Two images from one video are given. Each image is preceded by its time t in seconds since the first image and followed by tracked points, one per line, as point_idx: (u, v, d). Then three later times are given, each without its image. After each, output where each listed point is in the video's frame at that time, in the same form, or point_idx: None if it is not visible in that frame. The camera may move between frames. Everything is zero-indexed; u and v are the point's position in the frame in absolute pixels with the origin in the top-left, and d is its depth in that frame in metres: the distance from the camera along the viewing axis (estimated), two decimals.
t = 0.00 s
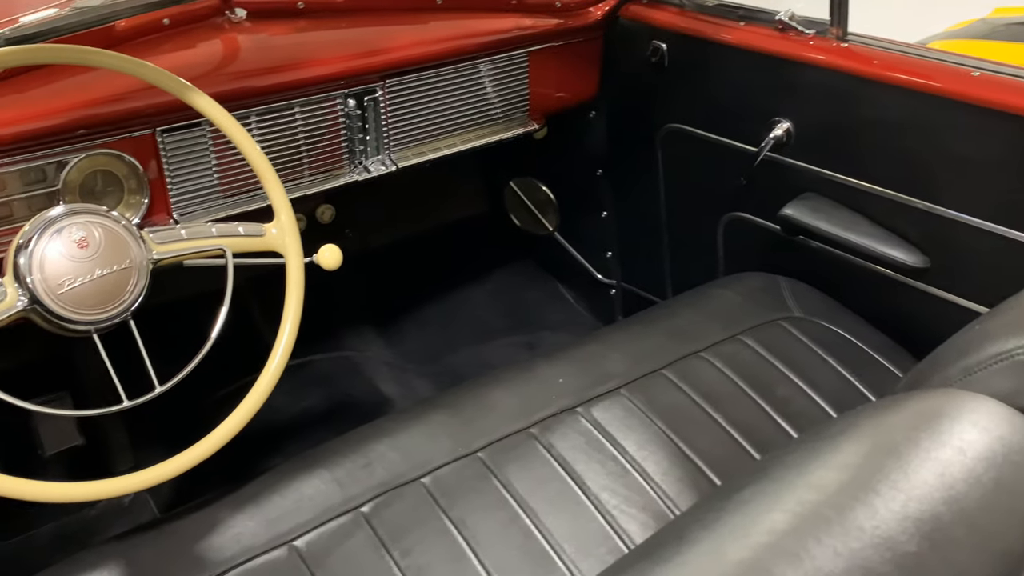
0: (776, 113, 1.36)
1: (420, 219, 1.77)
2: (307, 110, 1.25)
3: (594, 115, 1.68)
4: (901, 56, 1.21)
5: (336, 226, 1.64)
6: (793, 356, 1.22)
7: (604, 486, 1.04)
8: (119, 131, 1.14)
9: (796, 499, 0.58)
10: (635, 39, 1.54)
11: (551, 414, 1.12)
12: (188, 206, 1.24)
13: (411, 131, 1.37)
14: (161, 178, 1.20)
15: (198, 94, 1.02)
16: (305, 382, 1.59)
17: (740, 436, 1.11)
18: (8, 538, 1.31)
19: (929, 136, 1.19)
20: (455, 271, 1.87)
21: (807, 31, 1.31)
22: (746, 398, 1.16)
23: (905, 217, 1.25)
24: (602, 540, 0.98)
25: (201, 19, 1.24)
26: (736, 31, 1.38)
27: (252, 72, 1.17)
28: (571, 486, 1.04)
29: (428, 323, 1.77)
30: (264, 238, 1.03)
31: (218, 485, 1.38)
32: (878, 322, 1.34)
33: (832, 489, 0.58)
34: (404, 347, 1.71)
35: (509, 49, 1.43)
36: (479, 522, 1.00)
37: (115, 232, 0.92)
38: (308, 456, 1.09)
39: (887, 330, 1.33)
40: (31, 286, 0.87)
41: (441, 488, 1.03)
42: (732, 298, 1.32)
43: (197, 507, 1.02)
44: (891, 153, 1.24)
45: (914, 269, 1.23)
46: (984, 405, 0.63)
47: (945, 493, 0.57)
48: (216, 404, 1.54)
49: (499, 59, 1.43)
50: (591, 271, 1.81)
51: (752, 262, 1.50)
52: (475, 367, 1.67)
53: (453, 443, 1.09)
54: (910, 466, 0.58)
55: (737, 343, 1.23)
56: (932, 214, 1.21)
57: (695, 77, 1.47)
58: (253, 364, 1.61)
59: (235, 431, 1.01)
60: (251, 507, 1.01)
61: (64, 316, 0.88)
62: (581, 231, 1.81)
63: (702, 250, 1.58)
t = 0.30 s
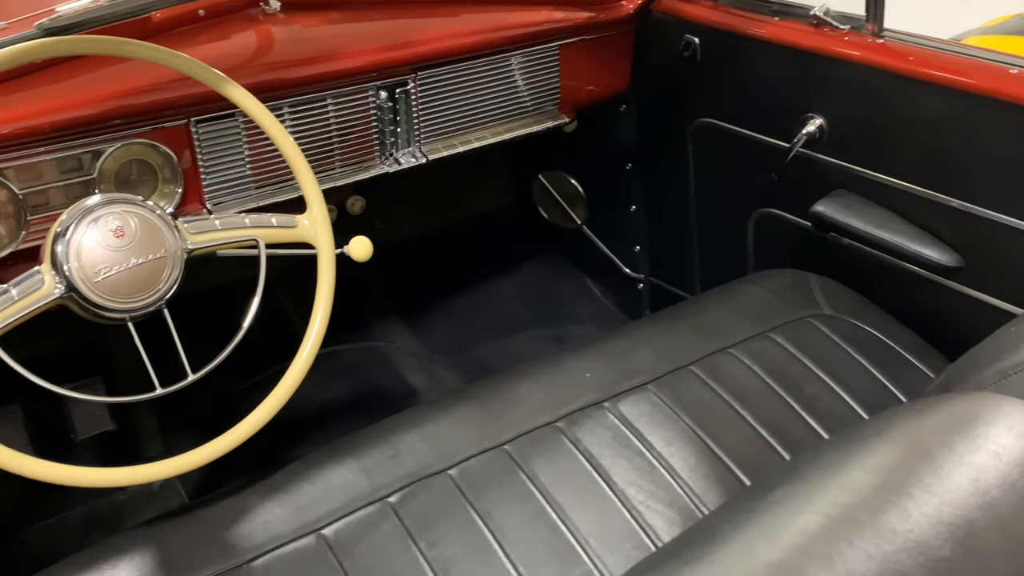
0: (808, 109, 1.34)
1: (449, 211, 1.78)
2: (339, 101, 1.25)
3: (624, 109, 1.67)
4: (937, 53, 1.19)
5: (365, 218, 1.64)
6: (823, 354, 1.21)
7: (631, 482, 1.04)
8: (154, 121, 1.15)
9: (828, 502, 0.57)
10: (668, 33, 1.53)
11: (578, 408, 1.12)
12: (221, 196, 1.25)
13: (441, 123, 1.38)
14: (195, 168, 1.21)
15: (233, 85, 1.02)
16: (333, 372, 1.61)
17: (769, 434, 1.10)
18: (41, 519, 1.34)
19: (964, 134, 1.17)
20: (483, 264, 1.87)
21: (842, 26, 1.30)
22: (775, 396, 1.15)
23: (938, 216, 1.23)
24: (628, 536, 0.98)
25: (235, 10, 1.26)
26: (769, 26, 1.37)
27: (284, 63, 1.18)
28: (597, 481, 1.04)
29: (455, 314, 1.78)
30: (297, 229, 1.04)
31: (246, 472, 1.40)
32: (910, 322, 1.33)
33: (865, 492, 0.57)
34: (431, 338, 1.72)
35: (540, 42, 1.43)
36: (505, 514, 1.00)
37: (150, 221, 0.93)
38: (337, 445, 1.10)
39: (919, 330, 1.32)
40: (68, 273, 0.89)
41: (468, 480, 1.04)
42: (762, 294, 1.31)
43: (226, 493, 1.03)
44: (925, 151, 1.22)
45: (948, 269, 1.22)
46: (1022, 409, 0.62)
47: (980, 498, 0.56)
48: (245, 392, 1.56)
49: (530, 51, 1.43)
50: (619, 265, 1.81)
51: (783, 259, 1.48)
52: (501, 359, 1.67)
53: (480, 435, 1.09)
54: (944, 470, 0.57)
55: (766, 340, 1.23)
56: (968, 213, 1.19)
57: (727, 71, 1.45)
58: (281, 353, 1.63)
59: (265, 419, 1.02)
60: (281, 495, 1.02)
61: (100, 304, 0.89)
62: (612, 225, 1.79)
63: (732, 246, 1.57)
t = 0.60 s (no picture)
0: (838, 106, 1.33)
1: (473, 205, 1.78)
2: (368, 95, 1.26)
3: (652, 105, 1.67)
4: (971, 51, 1.18)
5: (392, 211, 1.65)
6: (851, 354, 1.20)
7: (655, 478, 1.04)
8: (185, 113, 1.16)
9: (863, 502, 0.57)
10: (696, 28, 1.52)
11: (603, 404, 1.12)
12: (251, 188, 1.27)
13: (469, 118, 1.38)
14: (226, 160, 1.23)
15: (267, 80, 1.03)
16: (358, 363, 1.62)
17: (795, 432, 1.10)
18: (70, 505, 1.36)
19: (998, 133, 1.15)
20: (507, 258, 1.88)
21: (874, 23, 1.29)
22: (801, 394, 1.14)
23: (969, 215, 1.21)
24: (652, 532, 0.98)
25: (265, 4, 1.26)
26: (799, 22, 1.36)
27: (313, 57, 1.18)
28: (622, 477, 1.04)
29: (478, 308, 1.78)
30: (327, 222, 1.05)
31: (271, 462, 1.41)
32: (938, 322, 1.31)
33: (900, 492, 0.57)
34: (454, 331, 1.73)
35: (568, 37, 1.43)
36: (529, 508, 1.01)
37: (183, 212, 0.94)
38: (362, 437, 1.10)
39: (947, 330, 1.31)
40: (102, 263, 0.90)
41: (492, 474, 1.04)
42: (788, 292, 1.30)
43: (253, 483, 1.04)
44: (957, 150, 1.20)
45: (979, 269, 1.20)
46: None
47: (1018, 501, 0.55)
48: (270, 383, 1.57)
49: (558, 46, 1.43)
50: (643, 261, 1.80)
51: (810, 257, 1.47)
52: (524, 353, 1.68)
53: (505, 429, 1.10)
54: (980, 472, 0.57)
55: (792, 338, 1.22)
56: (999, 213, 1.17)
57: (756, 67, 1.44)
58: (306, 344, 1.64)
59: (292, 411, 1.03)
60: (307, 485, 1.03)
61: (133, 293, 0.90)
62: (636, 219, 1.79)
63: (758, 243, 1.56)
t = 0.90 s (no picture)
0: (865, 104, 1.32)
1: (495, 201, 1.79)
2: (395, 90, 1.26)
3: (676, 101, 1.66)
4: (1001, 50, 1.17)
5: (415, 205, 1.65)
6: (875, 353, 1.20)
7: (678, 475, 1.04)
8: (214, 106, 1.17)
9: (896, 500, 0.57)
10: (723, 26, 1.52)
11: (626, 400, 1.12)
12: (278, 181, 1.28)
13: (494, 113, 1.39)
14: (254, 153, 1.24)
15: (298, 75, 1.04)
16: (381, 357, 1.63)
17: (819, 431, 1.09)
18: (96, 493, 1.37)
19: None
20: (529, 254, 1.89)
21: (903, 21, 1.28)
22: (825, 393, 1.14)
23: (997, 215, 1.20)
24: (674, 528, 0.98)
25: None
26: (827, 20, 1.35)
27: (340, 52, 1.19)
28: (645, 473, 1.04)
29: (500, 303, 1.79)
30: (354, 216, 1.05)
31: (294, 453, 1.43)
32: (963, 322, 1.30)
33: (934, 490, 0.57)
34: (475, 326, 1.73)
35: (593, 34, 1.43)
36: (552, 503, 1.01)
37: (213, 204, 0.94)
38: (385, 429, 1.11)
39: (972, 330, 1.30)
40: (134, 254, 0.91)
41: (515, 468, 1.05)
42: (812, 290, 1.30)
43: (278, 473, 1.05)
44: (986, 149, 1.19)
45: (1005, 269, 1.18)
46: None
47: None
48: (293, 375, 1.59)
49: (583, 43, 1.43)
50: (666, 258, 1.80)
51: (835, 256, 1.46)
52: (545, 349, 1.68)
53: (528, 424, 1.10)
54: (1016, 471, 0.57)
55: (816, 337, 1.21)
56: None
57: (783, 64, 1.44)
58: (328, 337, 1.65)
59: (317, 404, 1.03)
60: (332, 476, 1.04)
61: (163, 284, 0.91)
62: (659, 216, 1.79)
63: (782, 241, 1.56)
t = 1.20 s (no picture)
0: (890, 104, 1.32)
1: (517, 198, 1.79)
2: (419, 86, 1.27)
3: (700, 99, 1.66)
4: None
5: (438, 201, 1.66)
6: (899, 353, 1.19)
7: (700, 472, 1.04)
8: (240, 101, 1.18)
9: (927, 497, 0.57)
10: (748, 25, 1.51)
11: (648, 397, 1.13)
12: (304, 175, 1.29)
13: (517, 110, 1.39)
14: (280, 147, 1.25)
15: (325, 69, 1.04)
16: (402, 351, 1.64)
17: (842, 431, 1.09)
18: (121, 482, 1.39)
19: None
20: (549, 251, 1.90)
21: (930, 19, 1.27)
22: (848, 392, 1.14)
23: None
24: (695, 525, 0.98)
25: None
26: (853, 18, 1.34)
27: (366, 48, 1.20)
28: (666, 470, 1.04)
29: (520, 299, 1.80)
30: (381, 210, 1.06)
31: (316, 446, 1.44)
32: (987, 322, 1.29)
33: (965, 488, 0.57)
34: (495, 322, 1.74)
35: (617, 30, 1.43)
36: (574, 498, 1.01)
37: (242, 198, 0.95)
38: (409, 423, 1.12)
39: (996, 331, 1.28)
40: (163, 246, 0.92)
41: (537, 463, 1.05)
42: (836, 289, 1.30)
43: (302, 465, 1.06)
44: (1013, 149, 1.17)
45: None
46: None
47: None
48: (315, 368, 1.60)
49: (607, 40, 1.43)
50: (687, 257, 1.79)
51: (859, 255, 1.46)
52: (565, 345, 1.68)
53: (550, 419, 1.10)
54: None
55: (839, 336, 1.21)
56: None
57: (808, 62, 1.43)
58: (350, 331, 1.66)
59: (341, 397, 1.03)
60: (357, 468, 1.04)
61: (192, 275, 0.92)
62: (681, 215, 1.78)
63: (805, 240, 1.55)
